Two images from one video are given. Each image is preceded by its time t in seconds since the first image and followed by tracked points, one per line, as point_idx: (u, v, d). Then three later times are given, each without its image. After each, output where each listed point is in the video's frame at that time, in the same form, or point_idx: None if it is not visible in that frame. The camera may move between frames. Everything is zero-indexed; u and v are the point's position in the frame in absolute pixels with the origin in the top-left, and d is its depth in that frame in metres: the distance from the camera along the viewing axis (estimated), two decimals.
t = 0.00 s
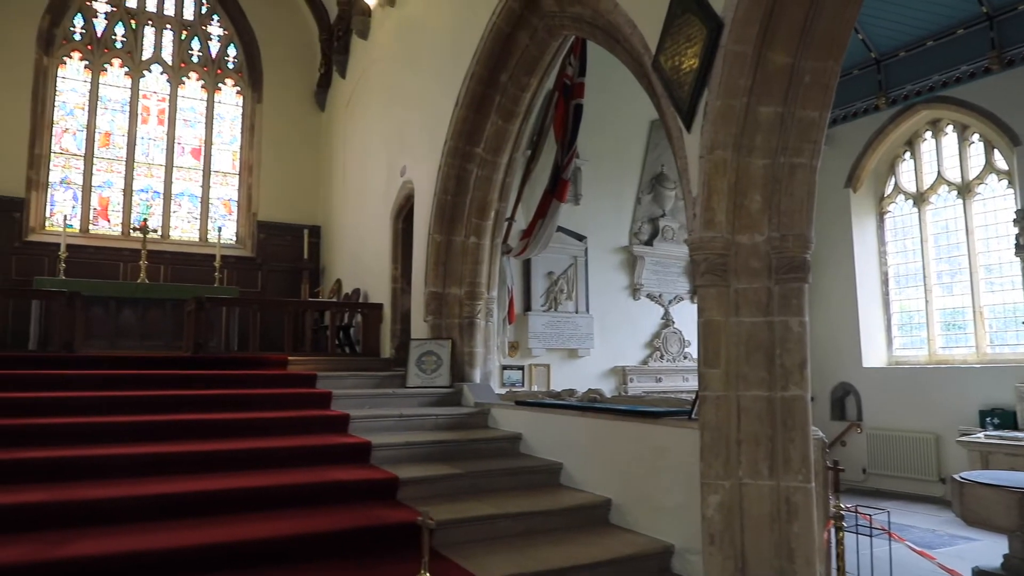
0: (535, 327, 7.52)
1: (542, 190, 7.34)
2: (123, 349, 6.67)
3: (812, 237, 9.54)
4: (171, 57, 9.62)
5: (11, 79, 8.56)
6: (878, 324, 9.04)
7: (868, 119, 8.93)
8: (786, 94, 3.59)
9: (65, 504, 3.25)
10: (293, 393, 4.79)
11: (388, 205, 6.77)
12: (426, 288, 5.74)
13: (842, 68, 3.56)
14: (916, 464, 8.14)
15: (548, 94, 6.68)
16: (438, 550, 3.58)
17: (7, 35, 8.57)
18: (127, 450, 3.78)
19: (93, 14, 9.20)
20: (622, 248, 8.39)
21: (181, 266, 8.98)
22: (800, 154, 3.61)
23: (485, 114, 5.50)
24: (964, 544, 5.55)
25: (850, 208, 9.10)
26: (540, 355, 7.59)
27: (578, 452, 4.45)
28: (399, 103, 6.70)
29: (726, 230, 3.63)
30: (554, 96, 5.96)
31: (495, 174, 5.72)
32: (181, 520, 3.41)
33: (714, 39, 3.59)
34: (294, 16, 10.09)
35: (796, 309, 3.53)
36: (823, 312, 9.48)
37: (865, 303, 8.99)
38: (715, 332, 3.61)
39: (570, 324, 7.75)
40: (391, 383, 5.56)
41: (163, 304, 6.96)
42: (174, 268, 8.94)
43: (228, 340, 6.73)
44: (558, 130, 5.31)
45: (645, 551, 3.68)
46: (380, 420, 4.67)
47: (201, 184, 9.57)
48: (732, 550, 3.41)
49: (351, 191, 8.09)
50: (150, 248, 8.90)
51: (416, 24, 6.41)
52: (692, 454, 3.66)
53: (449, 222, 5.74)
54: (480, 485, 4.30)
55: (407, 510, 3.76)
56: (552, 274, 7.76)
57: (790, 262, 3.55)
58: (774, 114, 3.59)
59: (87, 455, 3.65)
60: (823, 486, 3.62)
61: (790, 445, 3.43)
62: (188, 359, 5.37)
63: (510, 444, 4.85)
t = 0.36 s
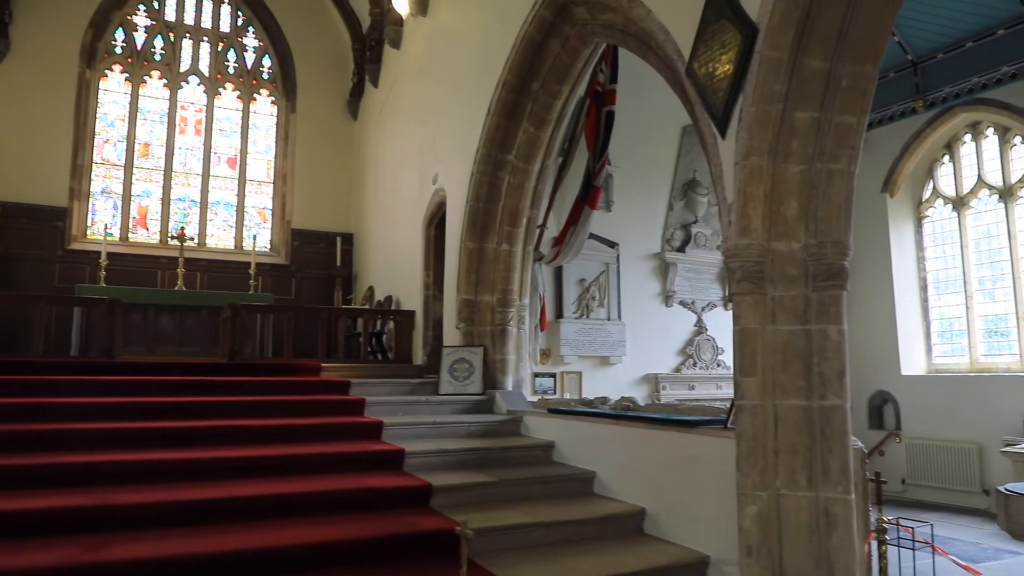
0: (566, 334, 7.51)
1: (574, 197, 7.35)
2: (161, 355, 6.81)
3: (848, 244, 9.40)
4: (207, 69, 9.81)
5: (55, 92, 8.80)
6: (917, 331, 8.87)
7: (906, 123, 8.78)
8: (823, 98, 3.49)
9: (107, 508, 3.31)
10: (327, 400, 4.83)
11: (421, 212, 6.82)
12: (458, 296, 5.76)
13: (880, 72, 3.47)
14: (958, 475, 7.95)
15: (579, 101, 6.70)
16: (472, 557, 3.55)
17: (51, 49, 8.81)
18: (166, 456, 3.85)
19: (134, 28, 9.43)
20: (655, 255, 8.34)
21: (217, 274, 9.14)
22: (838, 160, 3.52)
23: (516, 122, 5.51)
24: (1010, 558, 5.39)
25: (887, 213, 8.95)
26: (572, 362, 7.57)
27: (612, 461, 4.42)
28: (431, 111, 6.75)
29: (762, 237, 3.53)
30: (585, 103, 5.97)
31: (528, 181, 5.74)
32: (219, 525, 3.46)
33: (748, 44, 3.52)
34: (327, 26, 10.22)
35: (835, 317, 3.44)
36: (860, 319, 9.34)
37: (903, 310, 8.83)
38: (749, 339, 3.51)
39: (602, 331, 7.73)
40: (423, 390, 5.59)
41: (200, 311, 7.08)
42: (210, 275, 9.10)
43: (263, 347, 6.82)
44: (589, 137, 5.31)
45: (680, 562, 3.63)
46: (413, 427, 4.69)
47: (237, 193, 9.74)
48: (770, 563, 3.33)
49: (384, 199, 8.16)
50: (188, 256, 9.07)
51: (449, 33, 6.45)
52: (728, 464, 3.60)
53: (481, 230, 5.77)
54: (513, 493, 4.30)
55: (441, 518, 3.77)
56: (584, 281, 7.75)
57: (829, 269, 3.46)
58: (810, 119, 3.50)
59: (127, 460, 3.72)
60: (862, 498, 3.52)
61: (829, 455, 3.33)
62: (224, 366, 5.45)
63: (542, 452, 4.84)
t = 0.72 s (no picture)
0: (597, 342, 7.49)
1: (603, 205, 7.35)
2: (197, 364, 6.93)
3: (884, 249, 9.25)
4: (240, 82, 9.97)
5: (94, 108, 9.02)
6: (956, 337, 8.70)
7: (942, 125, 8.63)
8: (857, 102, 3.39)
9: (146, 516, 3.37)
10: (360, 408, 4.86)
11: (451, 221, 6.85)
12: (489, 305, 5.78)
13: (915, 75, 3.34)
14: (1001, 485, 7.75)
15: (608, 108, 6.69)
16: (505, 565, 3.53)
17: (90, 66, 9.04)
18: (203, 464, 3.90)
19: (169, 44, 9.64)
20: (685, 262, 8.29)
21: (250, 283, 9.28)
22: (874, 164, 3.41)
23: (546, 130, 5.53)
24: None
25: (923, 217, 8.79)
26: (603, 370, 7.55)
27: (645, 469, 4.38)
28: (460, 121, 6.79)
29: (797, 244, 3.43)
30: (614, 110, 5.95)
31: (557, 190, 5.75)
32: (254, 533, 3.50)
33: (780, 48, 3.42)
34: (356, 38, 10.34)
35: (873, 324, 3.33)
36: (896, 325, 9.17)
37: (941, 316, 8.67)
38: (784, 346, 3.41)
39: (633, 339, 7.70)
40: (454, 398, 5.61)
41: (234, 320, 7.19)
42: (243, 285, 9.25)
43: (295, 356, 6.91)
44: (619, 144, 5.30)
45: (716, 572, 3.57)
46: (445, 436, 4.71)
47: (269, 204, 9.88)
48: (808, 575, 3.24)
49: (414, 209, 8.22)
50: (222, 266, 9.23)
51: (477, 42, 6.48)
52: (764, 474, 3.53)
53: (512, 238, 5.79)
54: (545, 502, 4.28)
55: (477, 527, 3.75)
56: (614, 288, 7.72)
57: (866, 275, 3.35)
58: (845, 124, 3.39)
59: (165, 468, 3.78)
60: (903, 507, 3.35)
61: (868, 464, 3.22)
62: (258, 374, 5.52)
63: (574, 461, 4.82)
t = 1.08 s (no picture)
0: (624, 346, 7.47)
1: (630, 210, 7.34)
2: (227, 368, 7.02)
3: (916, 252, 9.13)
4: (268, 91, 10.10)
5: (126, 118, 9.20)
6: (991, 342, 8.56)
7: (975, 125, 8.50)
8: (890, 103, 3.31)
9: (178, 519, 3.41)
10: (388, 413, 4.89)
11: (477, 226, 6.87)
12: (516, 310, 5.79)
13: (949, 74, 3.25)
14: None
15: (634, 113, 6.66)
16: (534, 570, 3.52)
17: (122, 77, 9.21)
18: (234, 468, 3.95)
19: (199, 54, 9.80)
20: (713, 266, 8.23)
21: (278, 289, 9.38)
22: (907, 166, 3.32)
23: (572, 134, 5.53)
24: None
25: (956, 219, 8.66)
26: (630, 375, 7.52)
27: (674, 475, 4.34)
28: (486, 126, 6.80)
29: (828, 247, 3.36)
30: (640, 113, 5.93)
31: (583, 194, 5.74)
32: (284, 536, 3.53)
33: (809, 49, 3.36)
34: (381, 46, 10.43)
35: (907, 329, 3.23)
36: (929, 329, 9.02)
37: (976, 320, 8.53)
38: (816, 351, 3.33)
39: (660, 344, 7.66)
40: (481, 403, 5.61)
41: (262, 326, 7.28)
42: (272, 291, 9.36)
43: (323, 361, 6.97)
44: (645, 148, 5.29)
45: None
46: (472, 441, 4.71)
47: (296, 211, 9.99)
48: None
49: (440, 214, 8.25)
50: (250, 273, 9.36)
51: (503, 48, 6.49)
52: (795, 480, 3.47)
53: (538, 243, 5.79)
54: (573, 508, 4.27)
55: (507, 533, 3.73)
56: (641, 292, 7.69)
57: (900, 278, 3.26)
58: (877, 125, 3.31)
59: (198, 471, 3.83)
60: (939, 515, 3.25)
61: (903, 472, 3.12)
62: (287, 380, 5.57)
63: (602, 466, 4.79)
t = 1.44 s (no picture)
0: (648, 349, 7.45)
1: (654, 213, 7.33)
2: (253, 371, 7.10)
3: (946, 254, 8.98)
4: (292, 96, 10.21)
5: (154, 124, 9.35)
6: None
7: (1006, 125, 8.36)
8: (920, 103, 3.25)
9: (205, 520, 3.45)
10: (413, 415, 4.90)
11: (500, 229, 6.88)
12: (539, 313, 5.79)
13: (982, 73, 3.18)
14: None
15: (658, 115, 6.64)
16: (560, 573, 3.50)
17: (150, 85, 9.37)
18: (261, 469, 3.99)
19: (224, 60, 9.94)
20: (738, 268, 8.17)
21: (302, 293, 9.46)
22: (938, 166, 3.26)
23: (595, 137, 5.52)
24: None
25: (987, 221, 8.53)
26: (654, 378, 7.49)
27: (700, 479, 4.31)
28: (509, 129, 6.82)
29: (857, 249, 3.30)
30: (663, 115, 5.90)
31: (607, 197, 5.74)
32: (312, 537, 3.56)
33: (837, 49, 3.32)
34: (403, 50, 10.49)
35: (940, 332, 3.16)
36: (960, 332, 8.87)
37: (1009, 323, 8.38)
38: (845, 354, 3.26)
39: (684, 347, 7.61)
40: (505, 406, 5.61)
41: (288, 329, 7.34)
42: (296, 294, 9.45)
43: (348, 364, 7.02)
44: (668, 150, 5.28)
45: None
46: (496, 444, 4.71)
47: (321, 215, 10.09)
48: None
49: (463, 217, 8.28)
50: (275, 277, 9.45)
51: (525, 52, 6.50)
52: (824, 485, 3.42)
53: (562, 246, 5.79)
54: (598, 511, 4.24)
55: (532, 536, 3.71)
56: (665, 295, 7.67)
57: (931, 280, 3.20)
58: (907, 125, 3.26)
59: (226, 473, 3.87)
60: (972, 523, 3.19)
61: (935, 478, 3.06)
62: (312, 382, 5.61)
63: (627, 470, 4.77)
